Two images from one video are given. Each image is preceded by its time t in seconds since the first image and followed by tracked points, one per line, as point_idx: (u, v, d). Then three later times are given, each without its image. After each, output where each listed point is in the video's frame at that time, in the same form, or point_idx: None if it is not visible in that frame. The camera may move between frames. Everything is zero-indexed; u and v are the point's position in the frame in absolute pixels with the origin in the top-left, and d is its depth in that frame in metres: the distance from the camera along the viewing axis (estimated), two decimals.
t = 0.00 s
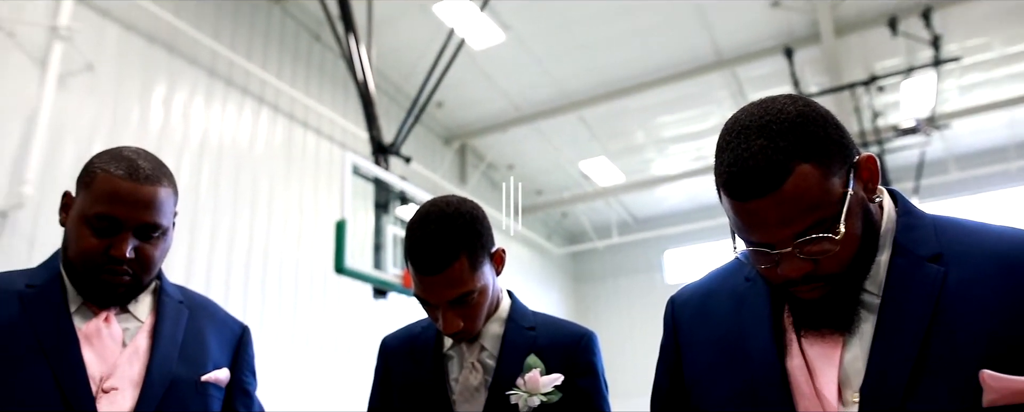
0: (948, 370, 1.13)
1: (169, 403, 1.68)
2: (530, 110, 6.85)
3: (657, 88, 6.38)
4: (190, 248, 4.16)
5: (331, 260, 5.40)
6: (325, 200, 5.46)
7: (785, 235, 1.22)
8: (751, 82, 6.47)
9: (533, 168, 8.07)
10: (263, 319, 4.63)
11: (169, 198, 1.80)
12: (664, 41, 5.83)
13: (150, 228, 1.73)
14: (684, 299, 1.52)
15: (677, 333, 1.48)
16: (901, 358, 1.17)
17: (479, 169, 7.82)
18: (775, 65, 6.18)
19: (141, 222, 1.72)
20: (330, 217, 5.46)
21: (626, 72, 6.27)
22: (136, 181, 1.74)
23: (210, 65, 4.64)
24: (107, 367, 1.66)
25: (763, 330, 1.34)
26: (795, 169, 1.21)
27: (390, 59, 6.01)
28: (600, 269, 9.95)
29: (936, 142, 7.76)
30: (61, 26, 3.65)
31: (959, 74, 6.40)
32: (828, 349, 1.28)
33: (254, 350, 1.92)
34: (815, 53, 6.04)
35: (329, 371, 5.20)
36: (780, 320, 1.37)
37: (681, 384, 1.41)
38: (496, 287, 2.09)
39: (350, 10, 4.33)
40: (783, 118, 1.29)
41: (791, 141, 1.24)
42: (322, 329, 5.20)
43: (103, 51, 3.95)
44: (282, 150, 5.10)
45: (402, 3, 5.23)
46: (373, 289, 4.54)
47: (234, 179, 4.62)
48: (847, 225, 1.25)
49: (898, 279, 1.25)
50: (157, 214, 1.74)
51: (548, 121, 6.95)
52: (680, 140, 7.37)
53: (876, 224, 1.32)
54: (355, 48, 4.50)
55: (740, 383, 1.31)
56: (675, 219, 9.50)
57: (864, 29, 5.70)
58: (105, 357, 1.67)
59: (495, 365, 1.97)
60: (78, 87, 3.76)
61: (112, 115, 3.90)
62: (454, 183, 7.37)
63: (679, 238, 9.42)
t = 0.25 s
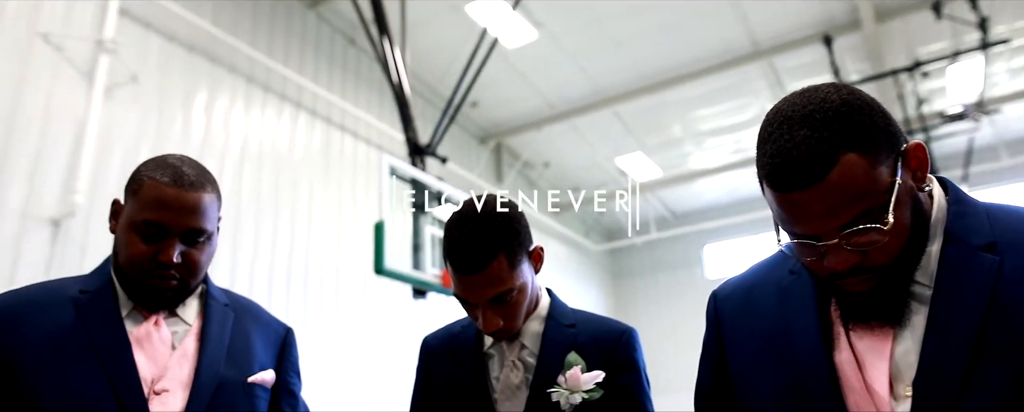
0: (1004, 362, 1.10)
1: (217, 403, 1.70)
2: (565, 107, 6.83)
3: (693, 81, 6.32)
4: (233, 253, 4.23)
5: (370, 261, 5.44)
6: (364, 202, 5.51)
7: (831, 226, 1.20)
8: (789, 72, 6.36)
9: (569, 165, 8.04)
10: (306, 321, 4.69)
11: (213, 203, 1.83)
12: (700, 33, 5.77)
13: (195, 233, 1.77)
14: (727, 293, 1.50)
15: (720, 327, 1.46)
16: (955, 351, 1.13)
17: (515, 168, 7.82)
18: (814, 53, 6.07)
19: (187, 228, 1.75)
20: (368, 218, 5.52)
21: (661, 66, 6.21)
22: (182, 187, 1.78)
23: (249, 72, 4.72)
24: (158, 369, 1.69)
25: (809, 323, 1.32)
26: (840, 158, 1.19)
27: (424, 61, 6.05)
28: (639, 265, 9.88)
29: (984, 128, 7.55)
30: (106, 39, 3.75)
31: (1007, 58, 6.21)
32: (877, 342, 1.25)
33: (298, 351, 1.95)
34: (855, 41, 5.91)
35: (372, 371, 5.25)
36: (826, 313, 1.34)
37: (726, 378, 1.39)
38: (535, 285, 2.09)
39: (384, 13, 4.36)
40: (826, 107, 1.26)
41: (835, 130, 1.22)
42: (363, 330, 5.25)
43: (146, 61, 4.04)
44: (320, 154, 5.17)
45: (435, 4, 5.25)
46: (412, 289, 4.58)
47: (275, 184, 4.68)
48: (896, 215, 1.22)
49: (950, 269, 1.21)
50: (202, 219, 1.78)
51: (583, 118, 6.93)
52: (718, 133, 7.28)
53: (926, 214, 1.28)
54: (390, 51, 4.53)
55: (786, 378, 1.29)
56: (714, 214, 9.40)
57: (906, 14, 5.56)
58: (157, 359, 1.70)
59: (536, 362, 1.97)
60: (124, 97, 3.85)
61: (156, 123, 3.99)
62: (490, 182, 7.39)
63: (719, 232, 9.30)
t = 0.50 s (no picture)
0: None
1: (256, 406, 1.73)
2: (593, 106, 6.81)
3: (722, 77, 6.26)
4: (267, 257, 4.29)
5: (401, 263, 5.48)
6: (394, 205, 5.55)
7: (867, 222, 1.18)
8: (820, 66, 6.27)
9: (597, 164, 8.02)
10: (339, 324, 4.74)
11: (248, 209, 1.86)
12: (728, 28, 5.71)
13: (231, 238, 1.79)
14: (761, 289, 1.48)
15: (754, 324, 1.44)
16: (998, 349, 1.11)
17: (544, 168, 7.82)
18: (846, 46, 5.98)
19: (224, 233, 1.78)
20: (399, 221, 5.55)
21: (689, 63, 6.17)
22: (218, 193, 1.81)
23: (279, 79, 4.78)
24: (198, 373, 1.72)
25: (846, 320, 1.30)
26: (877, 153, 1.17)
27: (452, 63, 6.07)
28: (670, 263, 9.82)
29: None
30: (141, 49, 3.82)
31: None
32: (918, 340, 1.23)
33: (333, 354, 1.97)
34: (888, 32, 5.81)
35: (405, 372, 5.29)
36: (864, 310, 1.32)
37: (761, 377, 1.38)
38: (567, 285, 2.08)
39: (411, 17, 4.39)
40: (861, 100, 1.24)
41: (871, 125, 1.20)
42: (396, 331, 5.29)
43: (180, 70, 4.11)
44: (350, 157, 5.22)
45: (462, 6, 5.27)
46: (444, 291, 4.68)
47: (306, 188, 4.74)
48: (935, 210, 1.19)
49: (992, 264, 1.19)
50: (238, 225, 1.81)
51: (611, 117, 6.90)
52: (748, 128, 7.21)
53: (966, 208, 1.26)
54: (417, 54, 4.55)
55: (823, 376, 1.27)
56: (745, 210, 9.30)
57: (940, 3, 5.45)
58: (196, 363, 1.73)
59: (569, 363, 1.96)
60: (159, 106, 3.93)
61: (191, 131, 4.06)
62: (519, 183, 7.39)
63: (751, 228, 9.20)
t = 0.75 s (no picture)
0: None
1: (284, 409, 1.75)
2: (614, 105, 6.80)
3: (745, 74, 6.21)
4: (292, 261, 4.33)
5: (424, 265, 5.50)
6: (417, 207, 5.57)
7: (895, 220, 1.17)
8: (844, 61, 6.20)
9: (619, 164, 7.99)
10: (363, 326, 4.77)
11: (274, 213, 1.88)
12: (750, 25, 5.67)
13: (258, 243, 1.82)
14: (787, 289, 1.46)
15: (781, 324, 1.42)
16: None
17: (566, 169, 7.81)
18: (870, 40, 5.91)
19: (251, 238, 1.80)
20: (422, 223, 5.58)
21: (711, 60, 6.13)
22: (244, 198, 1.83)
23: (302, 84, 4.83)
24: (227, 375, 1.75)
25: (874, 319, 1.28)
26: (904, 148, 1.16)
27: (472, 65, 6.09)
28: (694, 263, 9.75)
29: None
30: (167, 57, 3.88)
31: None
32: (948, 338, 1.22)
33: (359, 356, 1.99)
34: (914, 25, 5.73)
35: (430, 374, 5.30)
36: (892, 308, 1.30)
37: (788, 377, 1.36)
38: (591, 286, 2.08)
39: (431, 19, 4.41)
40: (887, 96, 1.23)
41: (897, 120, 1.19)
42: (420, 333, 5.31)
43: (205, 77, 4.17)
44: (373, 160, 5.25)
45: (482, 7, 5.28)
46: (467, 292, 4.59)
47: (330, 192, 4.77)
48: (965, 206, 1.18)
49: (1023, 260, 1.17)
50: (264, 229, 1.83)
51: (632, 116, 6.87)
52: (771, 126, 7.15)
53: (997, 204, 1.24)
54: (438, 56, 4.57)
55: (852, 376, 1.26)
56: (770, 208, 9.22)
57: None
58: (225, 366, 1.75)
59: (593, 363, 1.96)
60: (185, 113, 3.98)
61: (216, 137, 4.11)
62: (541, 184, 7.39)
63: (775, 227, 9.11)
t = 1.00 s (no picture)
0: None
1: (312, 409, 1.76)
2: (635, 103, 6.77)
3: (767, 70, 6.16)
4: (317, 263, 4.36)
5: (447, 266, 5.51)
6: (439, 208, 5.58)
7: (926, 215, 1.15)
8: (869, 55, 6.12)
9: (641, 162, 7.95)
10: (388, 327, 4.79)
11: (300, 216, 1.90)
12: (772, 19, 5.62)
13: (285, 245, 1.83)
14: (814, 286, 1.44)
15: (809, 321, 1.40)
16: None
17: (587, 168, 7.79)
18: (896, 33, 5.83)
19: (277, 240, 1.82)
20: (445, 224, 5.59)
21: (733, 56, 6.09)
22: (270, 201, 1.85)
23: (324, 87, 4.86)
24: (256, 376, 1.76)
25: (905, 316, 1.27)
26: (934, 142, 1.14)
27: (492, 65, 6.09)
28: (718, 261, 9.68)
29: None
30: (192, 63, 3.93)
31: None
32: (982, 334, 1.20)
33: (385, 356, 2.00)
34: (941, 16, 5.65)
35: (454, 375, 5.31)
36: (924, 305, 1.29)
37: (817, 375, 1.35)
38: (616, 285, 2.08)
39: (451, 20, 4.42)
40: (915, 90, 1.21)
41: (926, 114, 1.17)
42: (445, 334, 5.32)
43: (229, 82, 4.22)
44: (395, 162, 5.27)
45: (502, 7, 5.28)
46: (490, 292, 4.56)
47: (353, 193, 4.80)
48: (997, 200, 1.17)
49: None
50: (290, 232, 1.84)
51: (654, 113, 6.84)
52: (795, 121, 7.08)
53: None
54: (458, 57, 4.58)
55: (883, 374, 1.24)
56: (795, 204, 9.13)
57: None
58: (254, 367, 1.77)
59: (619, 362, 1.96)
60: (210, 118, 4.03)
61: (240, 141, 4.15)
62: (563, 183, 7.37)
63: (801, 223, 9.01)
